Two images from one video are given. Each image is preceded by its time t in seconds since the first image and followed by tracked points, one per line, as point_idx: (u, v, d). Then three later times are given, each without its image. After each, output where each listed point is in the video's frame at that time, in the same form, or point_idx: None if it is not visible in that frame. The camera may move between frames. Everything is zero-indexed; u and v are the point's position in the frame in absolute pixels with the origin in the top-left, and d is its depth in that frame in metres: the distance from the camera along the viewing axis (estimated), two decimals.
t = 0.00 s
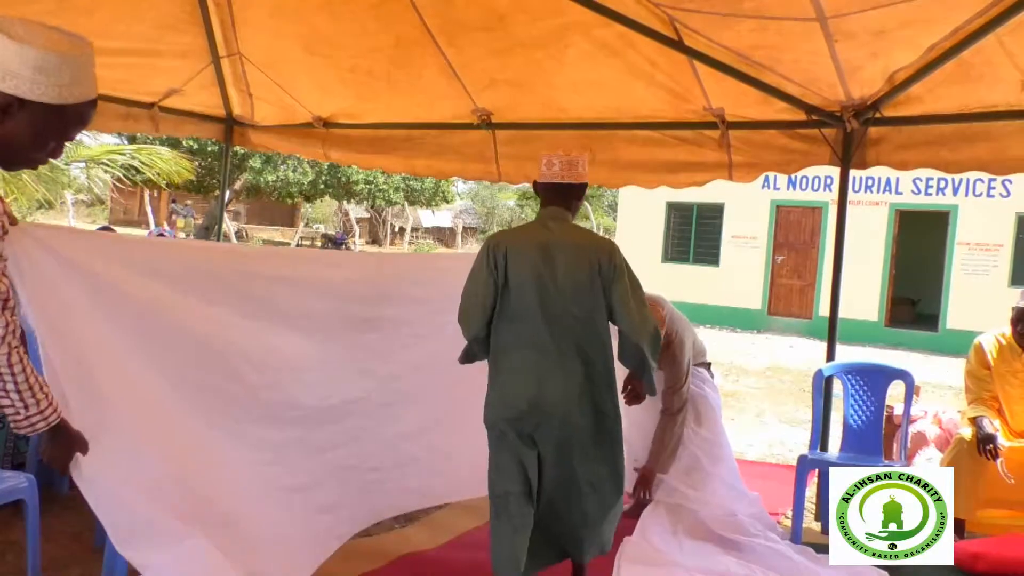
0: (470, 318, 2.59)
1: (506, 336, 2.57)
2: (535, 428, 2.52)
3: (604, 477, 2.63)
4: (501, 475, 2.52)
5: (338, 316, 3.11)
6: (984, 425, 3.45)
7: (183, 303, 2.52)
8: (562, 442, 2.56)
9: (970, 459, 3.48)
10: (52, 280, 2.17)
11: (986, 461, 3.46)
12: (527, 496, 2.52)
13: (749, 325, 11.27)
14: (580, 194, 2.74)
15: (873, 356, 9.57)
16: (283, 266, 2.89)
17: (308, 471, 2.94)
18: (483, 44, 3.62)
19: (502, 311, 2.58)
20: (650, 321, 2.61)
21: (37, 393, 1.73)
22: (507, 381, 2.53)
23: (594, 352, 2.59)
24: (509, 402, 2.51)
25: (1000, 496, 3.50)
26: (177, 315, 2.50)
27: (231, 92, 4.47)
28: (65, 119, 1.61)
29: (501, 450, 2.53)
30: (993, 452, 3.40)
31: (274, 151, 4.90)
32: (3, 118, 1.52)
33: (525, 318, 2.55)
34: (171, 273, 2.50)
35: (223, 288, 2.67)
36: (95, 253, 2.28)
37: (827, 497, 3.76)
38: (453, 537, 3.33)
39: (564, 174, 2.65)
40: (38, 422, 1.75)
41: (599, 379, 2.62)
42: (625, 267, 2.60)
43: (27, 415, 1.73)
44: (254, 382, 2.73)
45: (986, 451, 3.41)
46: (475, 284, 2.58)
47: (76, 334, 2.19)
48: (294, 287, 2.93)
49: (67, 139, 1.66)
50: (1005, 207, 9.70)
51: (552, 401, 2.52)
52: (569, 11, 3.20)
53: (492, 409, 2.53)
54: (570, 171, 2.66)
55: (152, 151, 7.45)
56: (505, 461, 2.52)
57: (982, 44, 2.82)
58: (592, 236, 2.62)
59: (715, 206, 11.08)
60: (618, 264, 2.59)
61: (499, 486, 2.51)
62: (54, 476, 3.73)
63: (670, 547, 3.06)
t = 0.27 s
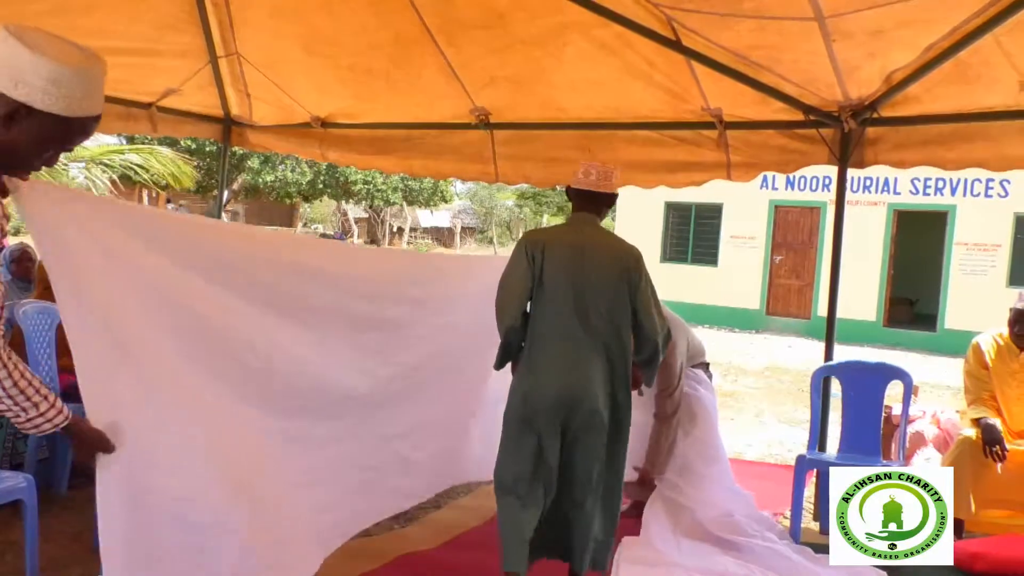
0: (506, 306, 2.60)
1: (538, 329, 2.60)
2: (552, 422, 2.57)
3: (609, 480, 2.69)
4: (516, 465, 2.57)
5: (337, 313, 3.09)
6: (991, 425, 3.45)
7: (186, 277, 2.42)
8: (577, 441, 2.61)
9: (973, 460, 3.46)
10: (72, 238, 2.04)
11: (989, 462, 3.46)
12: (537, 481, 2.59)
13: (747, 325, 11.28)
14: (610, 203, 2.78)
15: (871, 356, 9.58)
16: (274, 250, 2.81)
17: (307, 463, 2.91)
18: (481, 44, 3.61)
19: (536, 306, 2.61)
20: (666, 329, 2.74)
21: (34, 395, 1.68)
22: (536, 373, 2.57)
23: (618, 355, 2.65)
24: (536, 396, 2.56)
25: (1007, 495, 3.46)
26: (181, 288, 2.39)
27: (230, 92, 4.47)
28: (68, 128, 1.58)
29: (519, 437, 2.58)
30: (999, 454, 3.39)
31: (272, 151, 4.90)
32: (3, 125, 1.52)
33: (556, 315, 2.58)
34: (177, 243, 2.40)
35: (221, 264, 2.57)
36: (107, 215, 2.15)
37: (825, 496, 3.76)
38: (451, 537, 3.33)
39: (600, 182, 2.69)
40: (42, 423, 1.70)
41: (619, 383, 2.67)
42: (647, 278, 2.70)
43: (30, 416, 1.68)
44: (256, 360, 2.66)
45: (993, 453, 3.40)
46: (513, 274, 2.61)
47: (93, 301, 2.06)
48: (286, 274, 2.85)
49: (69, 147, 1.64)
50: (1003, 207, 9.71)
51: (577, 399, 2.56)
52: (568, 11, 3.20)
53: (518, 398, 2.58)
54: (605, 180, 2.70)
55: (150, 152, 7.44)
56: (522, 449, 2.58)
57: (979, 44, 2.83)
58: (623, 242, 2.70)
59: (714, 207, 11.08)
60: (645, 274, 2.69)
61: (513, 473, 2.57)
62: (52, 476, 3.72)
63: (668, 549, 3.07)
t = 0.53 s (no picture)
0: (522, 293, 2.61)
1: (553, 319, 2.59)
2: (564, 411, 2.53)
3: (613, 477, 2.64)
4: (524, 453, 2.53)
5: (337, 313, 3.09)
6: (995, 426, 3.44)
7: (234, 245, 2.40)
8: (586, 434, 2.56)
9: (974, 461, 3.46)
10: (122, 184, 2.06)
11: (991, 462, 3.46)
12: (546, 473, 2.55)
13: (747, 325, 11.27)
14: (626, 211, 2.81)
15: (870, 356, 9.58)
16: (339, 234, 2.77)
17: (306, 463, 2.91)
18: (480, 44, 3.61)
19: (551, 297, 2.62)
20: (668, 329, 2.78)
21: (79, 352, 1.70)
22: (551, 361, 2.54)
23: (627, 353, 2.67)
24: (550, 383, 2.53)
25: (1006, 495, 3.46)
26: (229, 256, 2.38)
27: (229, 92, 4.47)
28: (50, 118, 1.53)
29: (529, 425, 2.54)
30: (1004, 455, 3.38)
31: (271, 151, 4.90)
32: None
33: (572, 305, 2.58)
34: (232, 214, 2.39)
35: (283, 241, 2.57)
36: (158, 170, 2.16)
37: (824, 496, 3.76)
38: (450, 537, 3.32)
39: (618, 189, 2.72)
40: (107, 375, 1.72)
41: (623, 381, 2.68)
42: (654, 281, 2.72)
43: (88, 373, 1.71)
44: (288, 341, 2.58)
45: (998, 454, 3.39)
46: (531, 263, 2.62)
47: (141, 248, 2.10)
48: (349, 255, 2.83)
49: (44, 137, 1.58)
50: (1002, 207, 9.70)
51: (592, 388, 2.52)
52: (566, 10, 3.20)
53: (532, 385, 2.55)
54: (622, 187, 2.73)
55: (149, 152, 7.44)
56: (531, 437, 2.54)
57: (978, 44, 2.83)
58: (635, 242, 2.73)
59: (713, 207, 11.08)
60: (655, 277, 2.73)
61: (522, 461, 2.52)
62: (51, 477, 3.72)
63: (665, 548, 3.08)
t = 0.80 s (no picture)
0: (532, 288, 2.59)
1: (563, 316, 2.58)
2: (572, 408, 2.52)
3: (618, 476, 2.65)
4: (533, 450, 2.51)
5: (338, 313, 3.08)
6: (995, 427, 3.44)
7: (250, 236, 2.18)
8: (593, 432, 2.56)
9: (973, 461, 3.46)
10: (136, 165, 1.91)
11: (990, 462, 3.46)
12: (552, 469, 2.54)
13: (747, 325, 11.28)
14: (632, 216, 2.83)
15: (870, 356, 9.58)
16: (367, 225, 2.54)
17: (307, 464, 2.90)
18: (480, 44, 3.61)
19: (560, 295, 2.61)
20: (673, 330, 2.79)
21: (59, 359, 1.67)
22: (561, 356, 2.53)
23: (631, 353, 2.68)
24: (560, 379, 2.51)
25: (1003, 496, 3.47)
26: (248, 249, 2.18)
27: (229, 92, 4.46)
28: (38, 101, 1.47)
29: (537, 421, 2.53)
30: (1003, 456, 3.38)
31: (271, 151, 4.90)
32: None
33: (582, 304, 2.57)
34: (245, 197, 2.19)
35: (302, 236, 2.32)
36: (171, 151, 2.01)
37: (824, 496, 3.76)
38: (451, 537, 3.32)
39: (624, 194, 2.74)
40: (82, 389, 1.68)
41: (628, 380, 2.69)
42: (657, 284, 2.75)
43: (62, 386, 1.67)
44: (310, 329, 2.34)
45: (996, 455, 3.39)
46: (541, 260, 2.61)
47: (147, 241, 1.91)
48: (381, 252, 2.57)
49: (34, 124, 1.52)
50: (1002, 207, 9.71)
51: (602, 385, 2.52)
52: (566, 10, 3.20)
53: (541, 381, 2.53)
54: (629, 193, 2.75)
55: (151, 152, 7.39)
56: (540, 433, 2.52)
57: (979, 44, 2.83)
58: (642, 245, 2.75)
59: (713, 207, 11.08)
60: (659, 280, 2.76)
61: (531, 458, 2.51)
62: (51, 478, 3.72)
63: (666, 549, 3.09)
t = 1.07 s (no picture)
0: (537, 286, 2.58)
1: (567, 316, 2.58)
2: (575, 407, 2.52)
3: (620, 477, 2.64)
4: (537, 450, 2.50)
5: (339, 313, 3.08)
6: (993, 427, 3.45)
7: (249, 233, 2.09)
8: (596, 432, 2.56)
9: (972, 460, 3.47)
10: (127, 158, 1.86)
11: (989, 461, 3.46)
12: (555, 469, 2.53)
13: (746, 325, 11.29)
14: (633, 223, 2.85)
15: (869, 356, 9.58)
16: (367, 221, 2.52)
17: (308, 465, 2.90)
18: (481, 43, 3.61)
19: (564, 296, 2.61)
20: (679, 331, 2.81)
21: (56, 361, 1.70)
22: (565, 355, 2.52)
23: (632, 355, 2.70)
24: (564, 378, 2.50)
25: (1003, 496, 3.48)
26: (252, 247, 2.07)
27: (229, 92, 4.46)
28: (46, 101, 1.46)
29: (540, 420, 2.51)
30: (1001, 455, 3.39)
31: (272, 150, 4.90)
32: None
33: (586, 304, 2.57)
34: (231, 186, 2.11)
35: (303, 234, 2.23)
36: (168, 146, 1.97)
37: (825, 496, 3.76)
38: (452, 537, 3.32)
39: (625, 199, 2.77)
40: (70, 392, 1.70)
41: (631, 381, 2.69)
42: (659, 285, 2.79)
43: (52, 384, 1.69)
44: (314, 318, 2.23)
45: (994, 454, 3.40)
46: (545, 260, 2.61)
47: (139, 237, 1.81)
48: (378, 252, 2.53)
49: (43, 124, 1.51)
50: (1002, 207, 9.71)
51: (605, 385, 2.52)
52: (567, 10, 3.20)
53: (545, 381, 2.52)
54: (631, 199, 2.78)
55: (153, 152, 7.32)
56: (542, 433, 2.51)
57: (979, 44, 2.83)
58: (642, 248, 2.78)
59: (713, 207, 11.09)
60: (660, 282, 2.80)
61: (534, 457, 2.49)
62: (52, 478, 3.72)
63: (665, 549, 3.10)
